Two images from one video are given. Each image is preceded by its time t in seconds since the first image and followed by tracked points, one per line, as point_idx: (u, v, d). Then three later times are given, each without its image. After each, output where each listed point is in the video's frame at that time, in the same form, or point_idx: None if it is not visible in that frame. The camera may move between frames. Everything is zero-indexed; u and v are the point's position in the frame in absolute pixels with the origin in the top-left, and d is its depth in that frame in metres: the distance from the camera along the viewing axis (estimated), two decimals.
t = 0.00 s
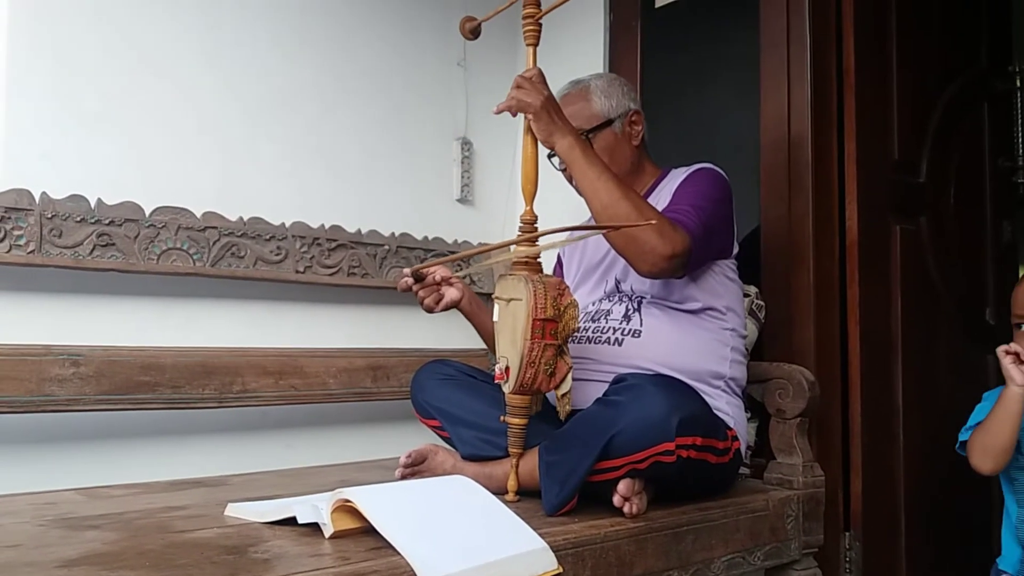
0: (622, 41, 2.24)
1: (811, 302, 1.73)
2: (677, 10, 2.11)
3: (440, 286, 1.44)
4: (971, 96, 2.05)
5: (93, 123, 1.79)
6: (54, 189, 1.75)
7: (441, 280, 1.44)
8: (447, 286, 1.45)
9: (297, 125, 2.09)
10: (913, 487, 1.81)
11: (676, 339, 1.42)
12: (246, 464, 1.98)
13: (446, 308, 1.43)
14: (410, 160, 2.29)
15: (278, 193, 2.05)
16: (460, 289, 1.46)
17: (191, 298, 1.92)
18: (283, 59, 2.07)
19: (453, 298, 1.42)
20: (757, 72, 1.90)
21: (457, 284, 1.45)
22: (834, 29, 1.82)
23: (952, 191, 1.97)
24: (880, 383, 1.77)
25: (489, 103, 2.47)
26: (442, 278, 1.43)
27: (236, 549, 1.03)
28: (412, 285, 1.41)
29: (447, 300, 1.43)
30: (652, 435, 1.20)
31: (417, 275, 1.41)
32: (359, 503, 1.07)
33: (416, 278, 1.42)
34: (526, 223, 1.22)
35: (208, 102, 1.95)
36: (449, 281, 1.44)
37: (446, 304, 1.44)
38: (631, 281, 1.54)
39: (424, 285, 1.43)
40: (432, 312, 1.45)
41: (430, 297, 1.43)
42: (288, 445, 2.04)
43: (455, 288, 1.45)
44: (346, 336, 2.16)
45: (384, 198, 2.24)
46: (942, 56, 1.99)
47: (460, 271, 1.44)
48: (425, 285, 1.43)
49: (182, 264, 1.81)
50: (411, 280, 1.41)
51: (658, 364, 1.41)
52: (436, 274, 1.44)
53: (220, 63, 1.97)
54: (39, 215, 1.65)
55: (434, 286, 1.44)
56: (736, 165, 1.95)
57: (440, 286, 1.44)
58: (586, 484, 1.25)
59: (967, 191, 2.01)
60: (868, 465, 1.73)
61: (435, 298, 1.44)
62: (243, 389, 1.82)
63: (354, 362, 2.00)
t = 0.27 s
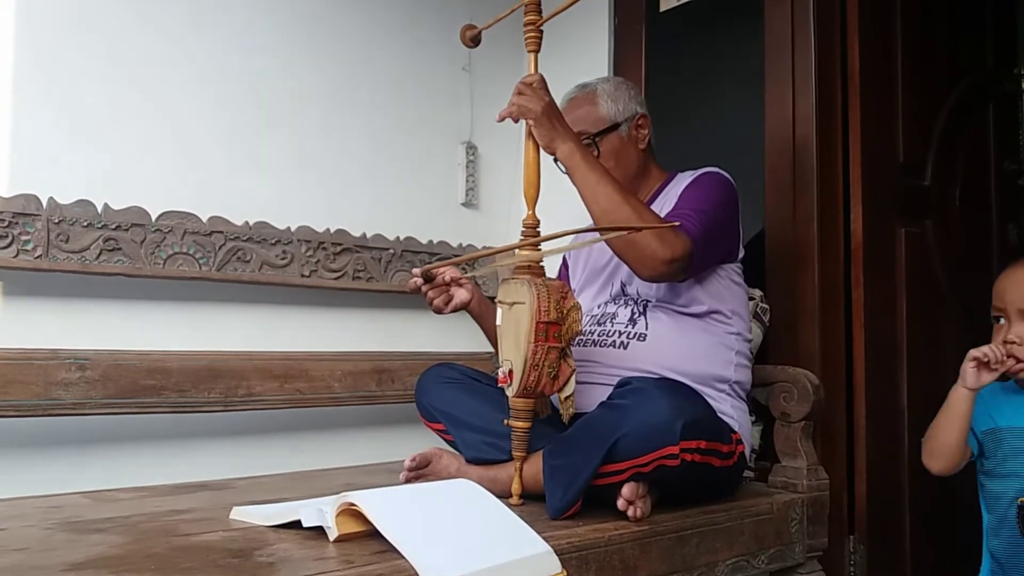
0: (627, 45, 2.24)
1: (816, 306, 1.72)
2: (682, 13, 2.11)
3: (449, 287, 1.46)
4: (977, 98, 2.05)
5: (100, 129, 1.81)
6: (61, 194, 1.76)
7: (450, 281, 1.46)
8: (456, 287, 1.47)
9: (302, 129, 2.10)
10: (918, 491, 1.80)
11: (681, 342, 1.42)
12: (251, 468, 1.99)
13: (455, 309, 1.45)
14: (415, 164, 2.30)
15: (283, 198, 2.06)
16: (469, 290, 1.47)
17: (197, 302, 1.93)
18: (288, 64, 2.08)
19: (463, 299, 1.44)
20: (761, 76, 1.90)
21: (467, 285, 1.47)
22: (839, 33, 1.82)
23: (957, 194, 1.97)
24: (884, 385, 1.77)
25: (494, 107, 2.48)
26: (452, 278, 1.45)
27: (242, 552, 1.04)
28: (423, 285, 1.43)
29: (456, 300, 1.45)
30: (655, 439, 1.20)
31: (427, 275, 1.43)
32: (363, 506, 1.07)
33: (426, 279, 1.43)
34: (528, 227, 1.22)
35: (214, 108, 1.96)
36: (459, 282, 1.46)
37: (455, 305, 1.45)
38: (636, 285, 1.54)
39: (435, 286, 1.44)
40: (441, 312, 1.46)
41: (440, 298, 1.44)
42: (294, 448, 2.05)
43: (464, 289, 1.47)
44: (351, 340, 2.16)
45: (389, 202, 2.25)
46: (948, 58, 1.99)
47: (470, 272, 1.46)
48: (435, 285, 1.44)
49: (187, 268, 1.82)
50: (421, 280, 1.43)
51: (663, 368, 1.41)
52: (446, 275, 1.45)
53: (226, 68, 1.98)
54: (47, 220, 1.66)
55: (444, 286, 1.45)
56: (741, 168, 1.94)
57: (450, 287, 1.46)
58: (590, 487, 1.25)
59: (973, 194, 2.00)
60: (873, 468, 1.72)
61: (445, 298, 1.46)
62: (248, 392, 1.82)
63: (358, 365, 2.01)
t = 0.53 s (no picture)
0: (627, 44, 2.24)
1: (816, 306, 1.73)
2: (682, 13, 2.11)
3: (449, 286, 1.46)
4: (977, 99, 2.05)
5: (101, 127, 1.81)
6: (62, 191, 1.76)
7: (451, 280, 1.46)
8: (456, 286, 1.47)
9: (303, 127, 2.10)
10: (918, 490, 1.81)
11: (681, 342, 1.42)
12: (251, 465, 1.99)
13: (454, 308, 1.46)
14: (416, 162, 2.30)
15: (284, 196, 2.06)
16: (469, 289, 1.48)
17: (198, 300, 1.93)
18: (289, 62, 2.08)
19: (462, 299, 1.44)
20: (761, 76, 1.90)
21: (467, 284, 1.47)
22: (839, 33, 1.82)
23: (957, 194, 1.97)
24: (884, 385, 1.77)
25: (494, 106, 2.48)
26: (452, 278, 1.45)
27: (242, 549, 1.04)
28: (423, 284, 1.43)
29: (456, 300, 1.46)
30: (655, 438, 1.20)
31: (428, 275, 1.43)
32: (363, 504, 1.07)
33: (427, 278, 1.44)
34: (528, 226, 1.23)
35: (214, 105, 1.96)
36: (459, 281, 1.46)
37: (455, 304, 1.46)
38: (636, 284, 1.54)
39: (435, 285, 1.45)
40: (440, 310, 1.47)
41: (440, 297, 1.45)
42: (293, 446, 2.05)
43: (465, 289, 1.47)
44: (351, 338, 2.16)
45: (390, 200, 2.25)
46: (948, 58, 1.99)
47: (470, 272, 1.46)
48: (435, 284, 1.45)
49: (188, 266, 1.82)
50: (422, 279, 1.43)
51: (663, 367, 1.41)
52: (446, 274, 1.45)
53: (226, 66, 1.98)
54: (47, 218, 1.66)
55: (444, 285, 1.46)
56: (741, 168, 1.95)
57: (450, 286, 1.46)
58: (590, 486, 1.26)
59: (973, 194, 2.00)
60: (873, 468, 1.73)
61: (445, 297, 1.46)
62: (248, 390, 1.82)
63: (358, 363, 2.01)
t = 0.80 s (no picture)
0: (625, 43, 2.24)
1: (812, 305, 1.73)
2: (679, 11, 2.11)
3: (443, 284, 1.47)
4: (973, 99, 2.05)
5: (97, 124, 1.80)
6: (58, 189, 1.76)
7: (444, 278, 1.48)
8: (450, 285, 1.48)
9: (300, 125, 2.09)
10: (912, 490, 1.81)
11: (677, 341, 1.43)
12: (247, 463, 1.99)
13: (448, 306, 1.47)
14: (413, 160, 2.30)
15: (280, 194, 2.06)
16: (463, 288, 1.48)
17: (194, 298, 1.92)
18: (286, 60, 2.07)
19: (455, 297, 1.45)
20: (757, 75, 1.90)
21: (460, 283, 1.48)
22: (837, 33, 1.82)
23: (953, 195, 1.97)
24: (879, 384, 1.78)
25: (491, 104, 2.48)
26: (446, 276, 1.47)
27: (237, 548, 1.04)
28: (416, 282, 1.45)
29: (449, 298, 1.46)
30: (651, 436, 1.20)
31: (421, 273, 1.45)
32: (358, 503, 1.07)
33: (420, 276, 1.45)
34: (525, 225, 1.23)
35: (211, 102, 1.96)
36: (453, 280, 1.48)
37: (448, 302, 1.47)
38: (632, 283, 1.55)
39: (428, 283, 1.46)
40: (434, 309, 1.48)
41: (433, 295, 1.46)
42: (289, 443, 2.05)
43: (458, 288, 1.48)
44: (347, 336, 2.16)
45: (387, 199, 2.25)
46: (945, 58, 2.00)
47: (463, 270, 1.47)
48: (429, 282, 1.46)
49: (184, 264, 1.82)
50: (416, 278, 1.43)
51: (658, 366, 1.41)
52: (440, 272, 1.47)
53: (223, 63, 1.98)
54: (43, 215, 1.66)
55: (438, 284, 1.47)
56: (737, 167, 1.95)
57: (444, 285, 1.48)
58: (585, 484, 1.26)
59: (969, 195, 2.01)
60: (867, 467, 1.73)
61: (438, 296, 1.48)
62: (244, 388, 1.82)
63: (355, 362, 2.01)
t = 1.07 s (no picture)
0: (623, 46, 2.24)
1: (811, 308, 1.73)
2: (678, 15, 2.12)
3: (441, 285, 1.49)
4: (971, 104, 2.06)
5: (96, 126, 1.80)
6: (57, 191, 1.76)
7: (443, 280, 1.49)
8: (449, 287, 1.49)
9: (299, 128, 2.10)
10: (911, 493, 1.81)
11: (675, 343, 1.43)
12: (245, 466, 1.99)
13: (445, 307, 1.48)
14: (411, 163, 2.30)
15: (278, 196, 2.06)
16: (461, 290, 1.49)
17: (192, 301, 1.92)
18: (285, 63, 2.08)
19: (452, 297, 1.46)
20: (756, 79, 1.91)
21: (459, 285, 1.49)
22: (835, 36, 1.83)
23: (951, 199, 1.97)
24: (877, 388, 1.78)
25: (490, 107, 2.48)
26: (444, 277, 1.49)
27: (236, 550, 1.04)
28: (414, 282, 1.47)
29: (447, 299, 1.48)
30: (650, 439, 1.21)
31: (419, 273, 1.48)
32: (356, 505, 1.07)
33: (419, 277, 1.48)
34: (522, 226, 1.22)
35: (210, 105, 1.96)
36: (451, 282, 1.49)
37: (446, 303, 1.48)
38: (630, 286, 1.55)
39: (426, 284, 1.49)
40: (433, 311, 1.50)
41: (432, 295, 1.48)
42: (288, 446, 2.05)
43: (457, 289, 1.49)
44: (345, 339, 2.16)
45: (385, 201, 2.25)
46: (943, 61, 2.00)
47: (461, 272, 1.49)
48: (428, 283, 1.48)
49: (183, 266, 1.82)
50: (414, 277, 1.46)
51: (656, 369, 1.41)
52: (439, 274, 1.50)
53: (223, 66, 1.98)
54: (42, 217, 1.66)
55: (436, 285, 1.49)
56: (736, 171, 1.95)
57: (443, 286, 1.49)
58: (584, 487, 1.26)
59: (967, 198, 2.01)
60: (866, 470, 1.73)
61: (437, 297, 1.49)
62: (243, 391, 1.82)
63: (353, 364, 2.01)
